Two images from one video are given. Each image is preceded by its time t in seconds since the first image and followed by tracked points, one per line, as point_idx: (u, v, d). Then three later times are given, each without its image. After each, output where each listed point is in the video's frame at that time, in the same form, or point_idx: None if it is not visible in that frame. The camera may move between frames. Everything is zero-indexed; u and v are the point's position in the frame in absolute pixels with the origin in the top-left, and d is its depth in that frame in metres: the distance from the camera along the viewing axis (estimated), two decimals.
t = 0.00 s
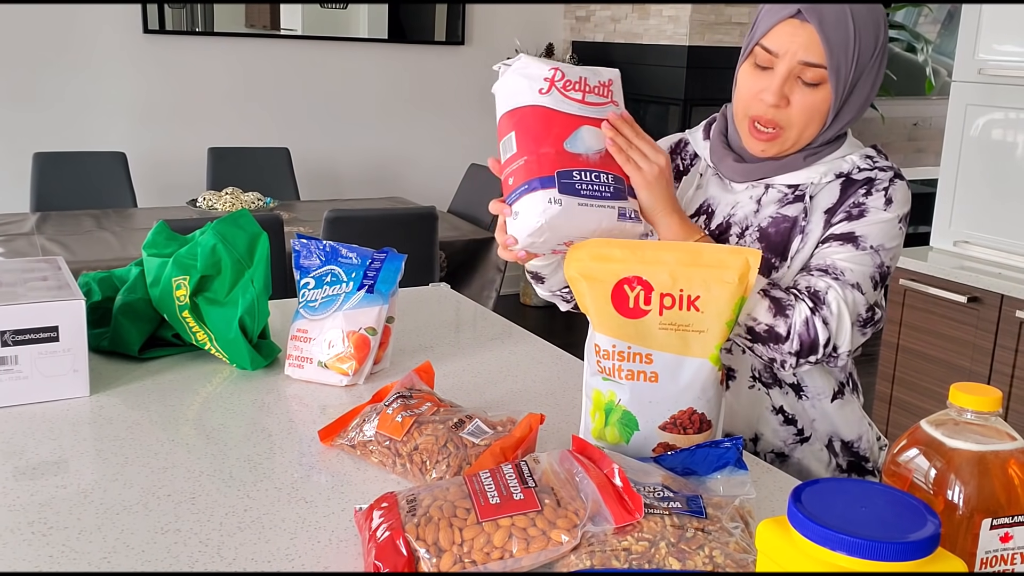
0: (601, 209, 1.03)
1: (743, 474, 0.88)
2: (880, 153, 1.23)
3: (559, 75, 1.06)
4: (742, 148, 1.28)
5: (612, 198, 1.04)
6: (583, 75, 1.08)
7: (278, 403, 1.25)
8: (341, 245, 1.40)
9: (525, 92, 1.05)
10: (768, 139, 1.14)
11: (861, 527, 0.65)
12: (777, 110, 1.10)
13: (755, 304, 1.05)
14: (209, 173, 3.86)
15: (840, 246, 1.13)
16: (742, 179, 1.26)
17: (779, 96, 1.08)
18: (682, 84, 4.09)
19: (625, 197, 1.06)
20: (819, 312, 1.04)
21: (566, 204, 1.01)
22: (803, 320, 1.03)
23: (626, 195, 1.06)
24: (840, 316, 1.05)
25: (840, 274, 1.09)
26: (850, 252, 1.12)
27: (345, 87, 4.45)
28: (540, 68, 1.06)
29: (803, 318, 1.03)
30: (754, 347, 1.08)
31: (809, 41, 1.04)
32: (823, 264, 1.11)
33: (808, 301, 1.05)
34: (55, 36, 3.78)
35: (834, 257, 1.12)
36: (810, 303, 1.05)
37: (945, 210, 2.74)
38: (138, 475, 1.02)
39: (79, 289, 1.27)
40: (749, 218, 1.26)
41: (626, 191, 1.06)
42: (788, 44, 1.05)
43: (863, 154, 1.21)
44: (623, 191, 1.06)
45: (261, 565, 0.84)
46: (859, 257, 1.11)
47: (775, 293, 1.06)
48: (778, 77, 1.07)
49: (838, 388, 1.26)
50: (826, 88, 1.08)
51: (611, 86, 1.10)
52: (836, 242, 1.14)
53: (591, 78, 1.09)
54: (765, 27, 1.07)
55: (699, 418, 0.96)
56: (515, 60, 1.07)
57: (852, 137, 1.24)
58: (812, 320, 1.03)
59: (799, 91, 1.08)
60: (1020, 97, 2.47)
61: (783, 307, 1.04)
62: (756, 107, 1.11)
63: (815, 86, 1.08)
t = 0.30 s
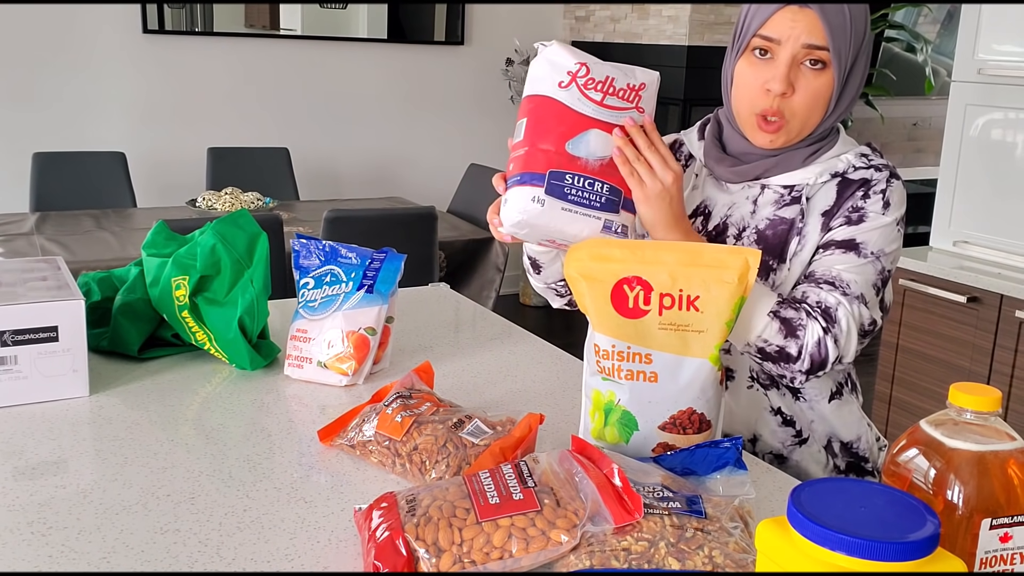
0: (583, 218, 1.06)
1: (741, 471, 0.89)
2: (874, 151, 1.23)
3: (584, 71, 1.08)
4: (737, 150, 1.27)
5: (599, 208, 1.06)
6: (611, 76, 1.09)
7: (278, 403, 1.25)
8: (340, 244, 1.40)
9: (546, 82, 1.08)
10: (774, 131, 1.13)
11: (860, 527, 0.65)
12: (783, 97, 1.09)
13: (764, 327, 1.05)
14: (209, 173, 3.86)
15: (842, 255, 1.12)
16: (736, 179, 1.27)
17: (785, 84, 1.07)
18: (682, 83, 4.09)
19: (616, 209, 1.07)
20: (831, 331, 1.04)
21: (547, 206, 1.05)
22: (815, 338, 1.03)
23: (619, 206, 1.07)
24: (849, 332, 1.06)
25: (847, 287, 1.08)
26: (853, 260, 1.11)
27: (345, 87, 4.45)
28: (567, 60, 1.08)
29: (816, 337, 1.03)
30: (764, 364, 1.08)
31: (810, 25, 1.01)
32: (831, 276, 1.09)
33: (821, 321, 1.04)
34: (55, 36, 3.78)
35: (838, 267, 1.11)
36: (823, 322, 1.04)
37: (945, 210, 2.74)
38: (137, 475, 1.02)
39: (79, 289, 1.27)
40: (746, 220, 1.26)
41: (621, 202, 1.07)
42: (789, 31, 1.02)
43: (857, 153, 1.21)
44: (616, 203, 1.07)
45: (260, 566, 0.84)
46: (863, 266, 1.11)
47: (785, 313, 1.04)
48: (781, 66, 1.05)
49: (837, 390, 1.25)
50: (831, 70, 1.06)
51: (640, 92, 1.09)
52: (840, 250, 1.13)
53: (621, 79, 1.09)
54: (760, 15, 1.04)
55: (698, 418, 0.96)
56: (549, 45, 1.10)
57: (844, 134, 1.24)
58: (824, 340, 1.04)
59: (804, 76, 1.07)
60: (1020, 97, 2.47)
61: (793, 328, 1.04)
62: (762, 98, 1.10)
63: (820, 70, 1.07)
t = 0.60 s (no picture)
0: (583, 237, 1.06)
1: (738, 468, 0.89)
2: (870, 149, 1.23)
3: (583, 91, 1.06)
4: (734, 150, 1.26)
5: (598, 228, 1.07)
6: (611, 94, 1.07)
7: (277, 403, 1.25)
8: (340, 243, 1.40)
9: (545, 102, 1.07)
10: (772, 134, 1.12)
11: (860, 527, 0.65)
12: (779, 100, 1.08)
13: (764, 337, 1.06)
14: (208, 173, 3.86)
15: (844, 257, 1.13)
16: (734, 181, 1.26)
17: (780, 87, 1.06)
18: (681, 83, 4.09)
19: (613, 228, 1.08)
20: (835, 337, 1.05)
21: (546, 227, 1.05)
22: (820, 345, 1.05)
23: (616, 225, 1.08)
24: (853, 336, 1.06)
25: (850, 291, 1.09)
26: (855, 263, 1.11)
27: (344, 87, 4.45)
28: (567, 79, 1.07)
29: (819, 344, 1.05)
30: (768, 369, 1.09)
31: (804, 27, 1.02)
32: (835, 281, 1.09)
33: (825, 327, 1.05)
34: (54, 36, 3.78)
35: (840, 270, 1.11)
36: (826, 328, 1.05)
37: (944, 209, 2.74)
38: (137, 475, 1.02)
39: (78, 289, 1.27)
40: (746, 221, 1.26)
41: (617, 221, 1.08)
42: (783, 33, 1.03)
43: (854, 152, 1.21)
44: (614, 222, 1.08)
45: (260, 566, 0.84)
46: (866, 269, 1.11)
47: (784, 321, 1.06)
48: (776, 67, 1.05)
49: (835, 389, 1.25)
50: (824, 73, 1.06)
51: (639, 110, 1.08)
52: (841, 253, 1.13)
53: (620, 97, 1.08)
54: (756, 17, 1.05)
55: (698, 418, 0.96)
56: (547, 65, 1.08)
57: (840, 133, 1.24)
58: (828, 345, 1.05)
59: (799, 79, 1.07)
60: (1020, 97, 2.47)
61: (793, 336, 1.05)
62: (758, 101, 1.09)
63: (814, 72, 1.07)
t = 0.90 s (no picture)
0: (540, 343, 1.04)
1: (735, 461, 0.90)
2: (854, 142, 1.24)
3: (532, 209, 1.02)
4: (720, 155, 1.27)
5: (554, 333, 1.04)
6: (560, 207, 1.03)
7: (277, 403, 1.25)
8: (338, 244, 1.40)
9: (497, 215, 1.04)
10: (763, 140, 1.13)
11: (860, 527, 0.65)
12: (769, 108, 1.09)
13: (758, 367, 1.10)
14: (208, 173, 3.86)
15: (836, 259, 1.15)
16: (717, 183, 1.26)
17: (769, 94, 1.07)
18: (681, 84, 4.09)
19: (570, 331, 1.04)
20: (833, 343, 1.11)
21: (504, 337, 1.04)
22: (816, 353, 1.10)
23: (574, 326, 1.04)
24: (851, 334, 1.11)
25: (844, 293, 1.13)
26: (847, 263, 1.14)
27: (344, 87, 4.45)
28: (516, 195, 1.03)
29: (815, 354, 1.10)
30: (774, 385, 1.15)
31: (788, 35, 1.02)
32: (828, 285, 1.13)
33: (820, 337, 1.11)
34: (53, 36, 3.78)
35: (830, 273, 1.15)
36: (824, 338, 1.11)
37: (944, 209, 2.74)
38: (136, 475, 1.02)
39: (78, 289, 1.27)
40: (735, 220, 1.25)
41: (574, 325, 1.04)
42: (766, 42, 1.03)
43: (838, 145, 1.21)
44: (571, 326, 1.04)
45: (260, 566, 0.84)
46: (858, 266, 1.14)
47: (773, 345, 1.10)
48: (763, 76, 1.06)
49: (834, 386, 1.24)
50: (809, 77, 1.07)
51: (591, 217, 1.04)
52: (833, 252, 1.16)
53: (572, 208, 1.04)
54: (737, 27, 1.05)
55: (698, 418, 0.96)
56: (498, 176, 1.04)
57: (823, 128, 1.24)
58: (826, 353, 1.11)
59: (787, 85, 1.07)
60: (1019, 97, 2.46)
61: (787, 357, 1.10)
62: (747, 110, 1.10)
63: (801, 76, 1.07)
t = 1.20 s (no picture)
0: (505, 398, 1.19)
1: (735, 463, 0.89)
2: (821, 137, 1.24)
3: (476, 281, 1.13)
4: (690, 158, 1.29)
5: (517, 388, 1.19)
6: (502, 276, 1.13)
7: (276, 403, 1.25)
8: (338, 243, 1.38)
9: (447, 290, 1.14)
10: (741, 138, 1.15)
11: (860, 527, 0.65)
12: (745, 106, 1.10)
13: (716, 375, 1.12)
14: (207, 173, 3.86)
15: (795, 252, 1.15)
16: (683, 185, 1.28)
17: (745, 92, 1.09)
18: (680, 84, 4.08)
19: (531, 384, 1.20)
20: (782, 343, 1.11)
21: (470, 399, 1.18)
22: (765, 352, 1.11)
23: (534, 379, 1.20)
24: (803, 332, 1.11)
25: (800, 288, 1.13)
26: (805, 258, 1.14)
27: (343, 87, 4.45)
28: (461, 271, 1.13)
29: (765, 354, 1.11)
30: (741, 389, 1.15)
31: (757, 33, 1.04)
32: (784, 282, 1.14)
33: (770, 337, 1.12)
34: (53, 35, 3.78)
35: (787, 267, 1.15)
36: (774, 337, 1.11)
37: (943, 209, 2.74)
38: (136, 475, 1.02)
39: (77, 289, 1.27)
40: (703, 218, 1.26)
41: (532, 377, 1.19)
42: (738, 43, 1.05)
43: (801, 140, 1.21)
44: (530, 379, 1.20)
45: (259, 566, 0.84)
46: (814, 260, 1.14)
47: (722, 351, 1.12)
48: (736, 75, 1.08)
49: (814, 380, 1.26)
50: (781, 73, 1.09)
51: (533, 279, 1.15)
52: (790, 247, 1.17)
53: (513, 273, 1.14)
54: (707, 30, 1.07)
55: (698, 418, 0.96)
56: (443, 254, 1.14)
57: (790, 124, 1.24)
58: (776, 351, 1.11)
59: (760, 82, 1.09)
60: (1019, 97, 2.46)
61: (738, 362, 1.12)
62: (723, 109, 1.12)
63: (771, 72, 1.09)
